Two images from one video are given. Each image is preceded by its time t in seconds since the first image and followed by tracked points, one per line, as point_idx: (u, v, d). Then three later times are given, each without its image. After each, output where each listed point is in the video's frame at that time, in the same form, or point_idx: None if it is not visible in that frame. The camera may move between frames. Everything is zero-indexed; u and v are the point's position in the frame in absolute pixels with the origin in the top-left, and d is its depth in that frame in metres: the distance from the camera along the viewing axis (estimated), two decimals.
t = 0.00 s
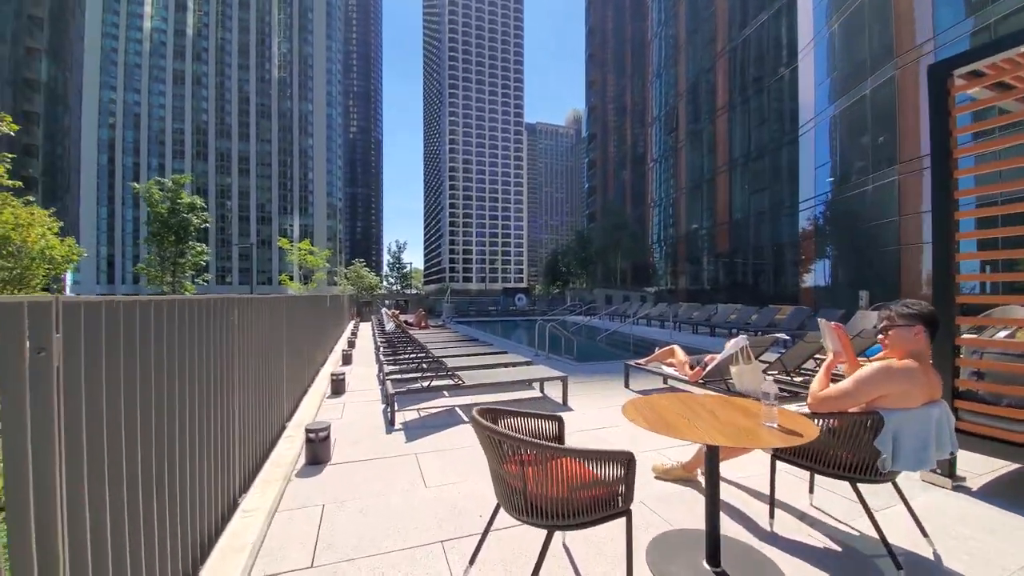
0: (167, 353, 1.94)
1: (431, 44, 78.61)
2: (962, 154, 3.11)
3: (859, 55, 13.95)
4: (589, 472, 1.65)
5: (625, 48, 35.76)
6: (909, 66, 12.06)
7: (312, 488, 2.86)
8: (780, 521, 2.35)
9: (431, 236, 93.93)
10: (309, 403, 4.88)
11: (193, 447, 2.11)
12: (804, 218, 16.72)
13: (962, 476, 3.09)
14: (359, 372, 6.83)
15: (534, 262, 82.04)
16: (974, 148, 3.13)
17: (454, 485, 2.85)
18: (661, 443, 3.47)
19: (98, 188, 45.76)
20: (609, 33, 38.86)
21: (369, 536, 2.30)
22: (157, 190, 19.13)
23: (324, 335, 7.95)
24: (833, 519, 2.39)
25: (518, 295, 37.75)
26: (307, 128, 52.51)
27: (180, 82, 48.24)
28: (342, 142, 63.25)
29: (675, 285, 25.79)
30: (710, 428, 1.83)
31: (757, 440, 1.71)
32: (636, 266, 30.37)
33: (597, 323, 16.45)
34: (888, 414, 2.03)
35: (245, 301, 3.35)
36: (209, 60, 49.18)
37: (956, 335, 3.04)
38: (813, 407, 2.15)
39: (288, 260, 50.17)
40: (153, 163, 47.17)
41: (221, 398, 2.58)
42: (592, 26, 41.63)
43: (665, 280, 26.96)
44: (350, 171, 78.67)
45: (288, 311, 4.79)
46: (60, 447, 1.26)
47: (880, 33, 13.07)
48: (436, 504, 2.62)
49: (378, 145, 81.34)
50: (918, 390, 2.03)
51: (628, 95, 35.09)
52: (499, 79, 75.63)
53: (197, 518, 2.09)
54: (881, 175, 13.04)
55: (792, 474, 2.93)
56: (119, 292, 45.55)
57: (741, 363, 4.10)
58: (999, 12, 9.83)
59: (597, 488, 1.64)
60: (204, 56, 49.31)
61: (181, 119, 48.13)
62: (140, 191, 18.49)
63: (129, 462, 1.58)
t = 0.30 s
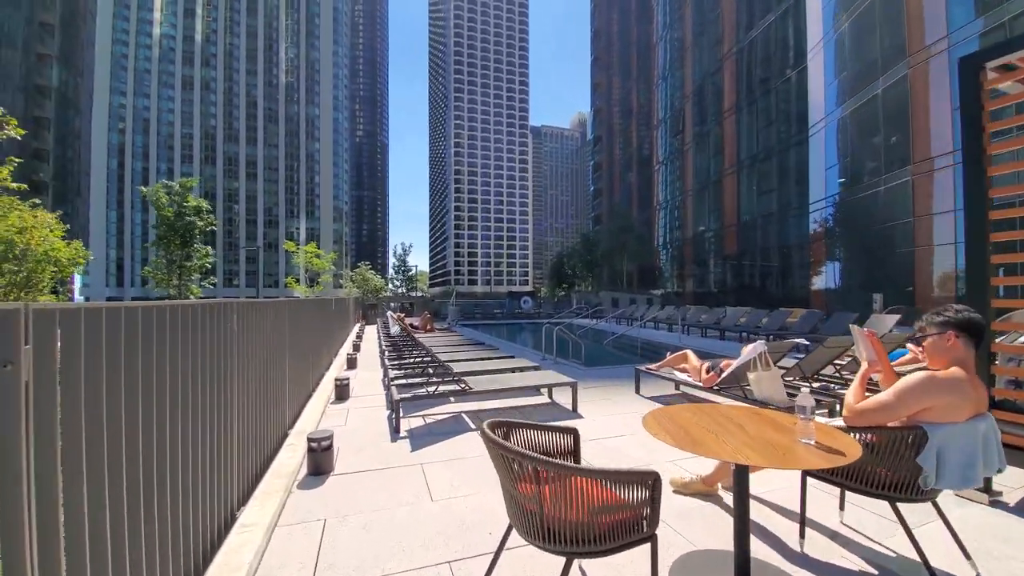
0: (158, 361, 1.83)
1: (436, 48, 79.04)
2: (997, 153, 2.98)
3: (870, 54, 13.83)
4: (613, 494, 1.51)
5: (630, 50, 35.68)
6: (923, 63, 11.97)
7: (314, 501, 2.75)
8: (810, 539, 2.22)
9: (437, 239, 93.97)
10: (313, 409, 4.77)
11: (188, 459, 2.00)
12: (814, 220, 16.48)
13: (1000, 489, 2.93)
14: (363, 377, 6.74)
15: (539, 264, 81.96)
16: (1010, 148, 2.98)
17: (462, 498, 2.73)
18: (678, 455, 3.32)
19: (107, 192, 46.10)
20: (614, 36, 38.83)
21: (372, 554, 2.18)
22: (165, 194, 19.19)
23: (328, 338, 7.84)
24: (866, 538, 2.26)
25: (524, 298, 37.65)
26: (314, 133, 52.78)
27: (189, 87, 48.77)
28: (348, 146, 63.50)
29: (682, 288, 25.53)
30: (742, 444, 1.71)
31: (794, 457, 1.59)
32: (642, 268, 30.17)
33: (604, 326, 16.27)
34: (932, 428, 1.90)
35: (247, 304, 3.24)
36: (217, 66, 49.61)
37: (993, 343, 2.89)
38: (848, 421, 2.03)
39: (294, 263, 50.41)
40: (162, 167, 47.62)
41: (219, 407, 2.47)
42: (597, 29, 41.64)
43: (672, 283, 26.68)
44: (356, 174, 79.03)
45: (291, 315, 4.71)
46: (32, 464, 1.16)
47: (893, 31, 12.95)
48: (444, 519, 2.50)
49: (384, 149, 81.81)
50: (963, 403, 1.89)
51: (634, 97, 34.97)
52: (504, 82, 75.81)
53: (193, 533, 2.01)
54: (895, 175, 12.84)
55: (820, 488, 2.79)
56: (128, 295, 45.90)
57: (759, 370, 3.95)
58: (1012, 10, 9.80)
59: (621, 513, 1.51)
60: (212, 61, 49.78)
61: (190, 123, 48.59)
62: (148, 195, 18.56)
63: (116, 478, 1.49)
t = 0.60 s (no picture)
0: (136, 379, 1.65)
1: (440, 47, 79.04)
2: None
3: (883, 51, 13.59)
4: (643, 533, 1.34)
5: (635, 49, 35.42)
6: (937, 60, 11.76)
7: (310, 520, 2.57)
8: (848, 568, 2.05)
9: (440, 238, 93.96)
10: (311, 417, 4.58)
11: (172, 485, 1.83)
12: (823, 219, 16.20)
13: None
14: (366, 380, 6.58)
15: (543, 263, 81.84)
16: None
17: (470, 517, 2.55)
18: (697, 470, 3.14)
19: (114, 191, 46.41)
20: (619, 34, 38.62)
21: None
22: (167, 192, 19.10)
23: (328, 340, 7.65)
24: (909, 566, 2.08)
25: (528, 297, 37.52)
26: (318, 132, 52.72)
27: (194, 87, 48.91)
28: (352, 145, 63.50)
29: (688, 289, 25.25)
30: (784, 474, 1.56)
31: (845, 491, 1.45)
32: (647, 268, 29.98)
33: (610, 327, 16.07)
34: (993, 451, 1.73)
35: (240, 309, 3.03)
36: (222, 65, 49.63)
37: None
38: (896, 442, 1.87)
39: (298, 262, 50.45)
40: (167, 166, 47.79)
41: (209, 421, 2.28)
42: (601, 28, 41.47)
43: (678, 283, 26.43)
44: (360, 173, 79.09)
45: (291, 318, 4.55)
46: None
47: (906, 27, 12.72)
48: (449, 542, 2.32)
49: (389, 148, 82.03)
50: None
51: (639, 96, 34.78)
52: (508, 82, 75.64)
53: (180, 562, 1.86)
54: (909, 174, 12.54)
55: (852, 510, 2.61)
56: (133, 293, 46.10)
57: (781, 377, 3.78)
58: None
59: (651, 553, 1.33)
60: (217, 60, 49.85)
61: (195, 123, 48.69)
62: (149, 194, 18.46)
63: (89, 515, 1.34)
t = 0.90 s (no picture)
0: (69, 409, 1.48)
1: (439, 45, 78.71)
2: None
3: (888, 49, 13.42)
4: None
5: (636, 46, 35.15)
6: (944, 57, 11.57)
7: (298, 543, 2.40)
8: None
9: (439, 237, 93.69)
10: (305, 424, 4.42)
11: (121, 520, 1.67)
12: (825, 218, 16.05)
13: None
14: (362, 383, 6.39)
15: (542, 262, 81.72)
16: None
17: (473, 540, 2.38)
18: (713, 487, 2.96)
19: (111, 188, 46.20)
20: (619, 31, 38.35)
21: None
22: (160, 189, 18.89)
23: (325, 342, 7.47)
24: None
25: (528, 297, 37.29)
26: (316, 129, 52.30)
27: (191, 84, 48.47)
28: (350, 142, 63.14)
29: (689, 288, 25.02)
30: (830, 509, 1.39)
31: (901, 530, 1.27)
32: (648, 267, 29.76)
33: (611, 327, 15.90)
34: None
35: (222, 316, 2.87)
36: (220, 61, 49.21)
37: None
38: (947, 469, 1.70)
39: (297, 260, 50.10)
40: (164, 164, 47.40)
41: (178, 442, 2.12)
42: (602, 25, 41.19)
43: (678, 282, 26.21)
44: (359, 171, 78.72)
45: (283, 321, 4.37)
46: None
47: (913, 24, 12.52)
48: (450, 570, 2.15)
49: (387, 146, 81.65)
50: None
51: (639, 93, 34.54)
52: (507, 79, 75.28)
53: None
54: (914, 173, 12.40)
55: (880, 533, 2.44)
56: (130, 292, 45.73)
57: (798, 384, 3.62)
58: None
59: None
60: (215, 57, 49.41)
61: (193, 120, 48.30)
62: (143, 191, 18.25)
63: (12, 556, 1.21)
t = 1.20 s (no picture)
0: (27, 418, 1.33)
1: (435, 42, 78.27)
2: None
3: (890, 43, 13.24)
4: None
5: (633, 44, 34.84)
6: (947, 52, 11.40)
7: (285, 566, 2.19)
8: None
9: (436, 235, 93.39)
10: (295, 431, 4.19)
11: (90, 542, 1.50)
12: (825, 215, 15.88)
13: None
14: (355, 386, 6.13)
15: (539, 261, 81.63)
16: None
17: (475, 565, 2.16)
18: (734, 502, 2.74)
19: (104, 187, 45.71)
20: (617, 28, 38.05)
21: None
22: (148, 186, 18.53)
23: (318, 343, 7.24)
24: None
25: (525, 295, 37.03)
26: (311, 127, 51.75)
27: (184, 81, 47.90)
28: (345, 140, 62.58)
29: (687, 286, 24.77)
30: (902, 545, 1.18)
31: (996, 570, 1.06)
32: (646, 265, 29.56)
33: (610, 326, 15.69)
34: None
35: (208, 314, 2.68)
36: (213, 58, 48.53)
37: None
38: None
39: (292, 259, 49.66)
40: (158, 162, 46.83)
41: (158, 451, 1.96)
42: (599, 22, 40.91)
43: (676, 281, 25.98)
44: (355, 170, 78.23)
45: (272, 321, 4.19)
46: None
47: (915, 18, 12.34)
48: None
49: (383, 145, 81.13)
50: None
51: (637, 91, 34.28)
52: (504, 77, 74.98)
53: None
54: (916, 170, 12.24)
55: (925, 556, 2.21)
56: (123, 292, 45.20)
57: (818, 388, 3.41)
58: None
59: None
60: (208, 54, 48.77)
61: (186, 118, 47.75)
62: (130, 188, 17.89)
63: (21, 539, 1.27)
